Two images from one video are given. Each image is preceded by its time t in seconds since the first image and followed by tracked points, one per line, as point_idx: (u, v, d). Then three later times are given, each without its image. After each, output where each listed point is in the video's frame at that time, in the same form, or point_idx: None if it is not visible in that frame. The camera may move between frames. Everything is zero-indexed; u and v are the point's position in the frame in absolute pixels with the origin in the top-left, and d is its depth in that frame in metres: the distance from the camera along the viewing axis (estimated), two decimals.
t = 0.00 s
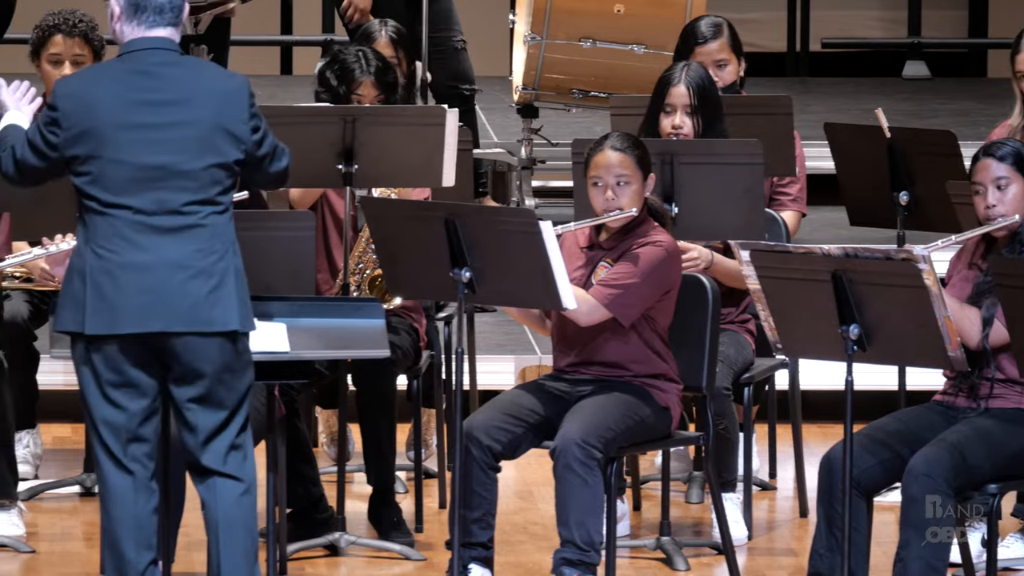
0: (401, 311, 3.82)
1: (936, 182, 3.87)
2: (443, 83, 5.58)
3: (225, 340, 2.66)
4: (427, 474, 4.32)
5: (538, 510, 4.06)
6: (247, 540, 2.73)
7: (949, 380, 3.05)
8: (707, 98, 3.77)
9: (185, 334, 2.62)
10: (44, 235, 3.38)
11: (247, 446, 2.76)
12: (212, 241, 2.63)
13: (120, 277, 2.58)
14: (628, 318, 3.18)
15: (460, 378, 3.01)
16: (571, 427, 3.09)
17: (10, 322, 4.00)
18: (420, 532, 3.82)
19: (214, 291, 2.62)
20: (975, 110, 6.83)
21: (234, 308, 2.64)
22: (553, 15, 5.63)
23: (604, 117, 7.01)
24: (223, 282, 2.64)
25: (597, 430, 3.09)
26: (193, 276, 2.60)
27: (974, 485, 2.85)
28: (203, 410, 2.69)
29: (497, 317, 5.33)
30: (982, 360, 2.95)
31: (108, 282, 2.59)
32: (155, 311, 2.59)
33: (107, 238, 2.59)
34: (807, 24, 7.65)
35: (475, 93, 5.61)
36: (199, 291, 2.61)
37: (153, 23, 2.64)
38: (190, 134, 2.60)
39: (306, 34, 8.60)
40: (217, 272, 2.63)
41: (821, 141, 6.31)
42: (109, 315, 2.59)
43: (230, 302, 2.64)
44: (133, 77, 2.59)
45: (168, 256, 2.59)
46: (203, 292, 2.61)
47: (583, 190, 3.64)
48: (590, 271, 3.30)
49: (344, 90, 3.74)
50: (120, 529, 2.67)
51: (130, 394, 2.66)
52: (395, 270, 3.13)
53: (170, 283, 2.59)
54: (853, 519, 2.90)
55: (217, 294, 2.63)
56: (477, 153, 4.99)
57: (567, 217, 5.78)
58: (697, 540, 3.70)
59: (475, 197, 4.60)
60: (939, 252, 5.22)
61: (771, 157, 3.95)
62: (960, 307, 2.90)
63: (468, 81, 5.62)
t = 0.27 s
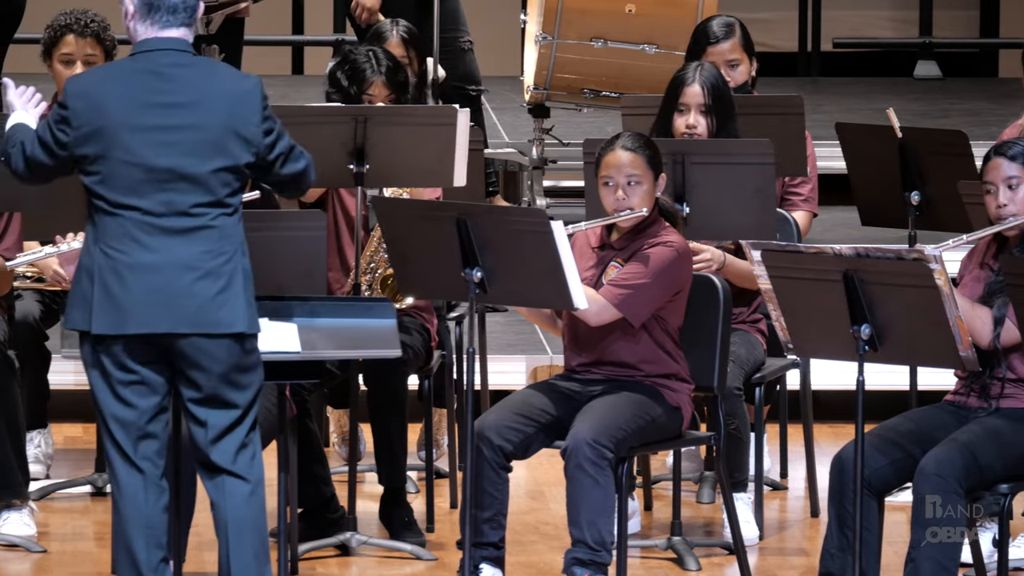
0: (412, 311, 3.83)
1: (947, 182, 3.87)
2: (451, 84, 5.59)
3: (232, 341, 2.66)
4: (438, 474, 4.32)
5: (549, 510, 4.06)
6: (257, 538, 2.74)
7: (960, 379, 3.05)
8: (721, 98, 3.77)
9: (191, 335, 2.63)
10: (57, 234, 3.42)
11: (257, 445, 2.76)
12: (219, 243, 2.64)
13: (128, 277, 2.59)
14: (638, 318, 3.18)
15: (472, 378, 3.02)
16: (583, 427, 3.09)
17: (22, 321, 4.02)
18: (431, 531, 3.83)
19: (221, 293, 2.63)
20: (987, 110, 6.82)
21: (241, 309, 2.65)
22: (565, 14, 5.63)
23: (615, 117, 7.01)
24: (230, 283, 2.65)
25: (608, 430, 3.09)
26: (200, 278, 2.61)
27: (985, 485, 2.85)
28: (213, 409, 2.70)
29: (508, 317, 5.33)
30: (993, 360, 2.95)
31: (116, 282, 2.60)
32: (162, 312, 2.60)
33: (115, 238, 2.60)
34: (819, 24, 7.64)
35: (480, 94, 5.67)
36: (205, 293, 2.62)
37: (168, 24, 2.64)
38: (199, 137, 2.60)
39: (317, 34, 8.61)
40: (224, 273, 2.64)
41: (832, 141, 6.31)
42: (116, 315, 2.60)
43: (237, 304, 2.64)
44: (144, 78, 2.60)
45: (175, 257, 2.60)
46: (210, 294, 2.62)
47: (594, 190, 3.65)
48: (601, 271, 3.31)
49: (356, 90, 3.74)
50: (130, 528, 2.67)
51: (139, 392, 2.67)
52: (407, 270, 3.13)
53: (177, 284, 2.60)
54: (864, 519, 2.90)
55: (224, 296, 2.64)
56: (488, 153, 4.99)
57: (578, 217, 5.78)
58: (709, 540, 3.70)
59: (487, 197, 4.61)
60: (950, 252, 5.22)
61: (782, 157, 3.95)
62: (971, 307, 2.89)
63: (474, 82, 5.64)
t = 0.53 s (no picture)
0: (420, 311, 3.83)
1: (956, 181, 3.87)
2: (456, 85, 5.59)
3: (236, 343, 2.66)
4: (445, 474, 4.33)
5: (556, 510, 4.06)
6: (264, 538, 2.75)
7: (968, 380, 3.04)
8: (733, 98, 3.78)
9: (193, 336, 2.63)
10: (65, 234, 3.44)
11: (264, 445, 2.76)
12: (224, 245, 2.64)
13: (131, 277, 2.60)
14: (646, 318, 3.19)
15: (479, 378, 3.02)
16: (590, 427, 3.09)
17: (29, 321, 4.02)
18: (439, 531, 3.83)
19: (224, 295, 2.63)
20: (995, 110, 6.81)
21: (244, 311, 2.65)
22: (573, 14, 5.64)
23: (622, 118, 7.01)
24: (233, 285, 2.65)
25: (616, 430, 3.09)
26: (203, 280, 2.61)
27: (993, 484, 2.85)
28: (219, 409, 2.70)
29: (515, 317, 5.34)
30: (1001, 360, 2.95)
31: (120, 282, 2.61)
32: (164, 313, 2.61)
33: (120, 238, 2.61)
34: (826, 24, 7.64)
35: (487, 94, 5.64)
36: (208, 294, 2.62)
37: (171, 15, 2.63)
38: (204, 139, 2.60)
39: (324, 34, 8.62)
40: (227, 275, 2.64)
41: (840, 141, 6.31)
42: (119, 314, 2.61)
43: (240, 305, 2.64)
44: (151, 80, 2.60)
45: (178, 259, 2.61)
46: (212, 295, 2.62)
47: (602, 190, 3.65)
48: (608, 270, 3.31)
49: (361, 90, 3.75)
50: (137, 528, 2.68)
51: (145, 392, 2.67)
52: (414, 270, 3.14)
53: (180, 286, 2.61)
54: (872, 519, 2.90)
55: (227, 297, 2.64)
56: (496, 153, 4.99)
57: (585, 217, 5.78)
58: (716, 540, 3.70)
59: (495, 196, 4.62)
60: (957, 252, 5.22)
61: (789, 156, 3.94)
62: (979, 307, 2.88)
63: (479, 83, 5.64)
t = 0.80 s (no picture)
0: (426, 311, 3.84)
1: (963, 182, 3.87)
2: (463, 84, 5.60)
3: (240, 343, 2.67)
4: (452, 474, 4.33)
5: (564, 510, 4.06)
6: (271, 538, 2.75)
7: (975, 380, 3.05)
8: (740, 98, 3.78)
9: (197, 335, 2.63)
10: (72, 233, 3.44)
11: (271, 446, 2.77)
12: (228, 244, 2.64)
13: (135, 276, 2.61)
14: (653, 318, 3.19)
15: (486, 378, 3.02)
16: (597, 427, 3.09)
17: (37, 321, 4.03)
18: (446, 531, 3.84)
19: (228, 294, 2.63)
20: (1002, 110, 6.81)
21: (247, 311, 2.65)
22: (580, 14, 5.64)
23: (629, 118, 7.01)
24: (237, 285, 2.65)
25: (622, 430, 3.09)
26: (206, 279, 2.62)
27: (1000, 484, 2.85)
28: (226, 409, 2.71)
29: (522, 317, 5.34)
30: (1008, 361, 2.93)
31: (124, 280, 2.62)
32: (165, 313, 2.61)
33: (125, 236, 2.62)
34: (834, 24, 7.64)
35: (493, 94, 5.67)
36: (211, 294, 2.62)
37: (178, 14, 2.64)
38: (209, 139, 2.60)
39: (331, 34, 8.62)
40: (231, 275, 2.64)
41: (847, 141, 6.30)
42: (122, 313, 2.61)
43: (243, 305, 2.64)
44: (157, 79, 2.60)
45: (182, 258, 2.61)
46: (215, 295, 2.62)
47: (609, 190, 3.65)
48: (615, 270, 3.31)
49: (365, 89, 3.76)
50: (144, 527, 2.68)
51: (151, 391, 2.68)
52: (421, 270, 3.14)
53: (183, 285, 2.61)
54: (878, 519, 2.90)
55: (231, 297, 2.64)
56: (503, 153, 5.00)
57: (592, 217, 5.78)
58: (723, 540, 3.70)
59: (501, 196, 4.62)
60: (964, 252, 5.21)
61: (796, 156, 3.94)
62: (987, 307, 2.88)
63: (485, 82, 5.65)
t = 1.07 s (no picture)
0: (434, 311, 3.84)
1: (970, 181, 3.87)
2: (473, 83, 5.60)
3: (247, 347, 2.67)
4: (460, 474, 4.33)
5: (571, 509, 4.07)
6: (280, 538, 2.76)
7: (983, 379, 3.04)
8: (746, 97, 3.77)
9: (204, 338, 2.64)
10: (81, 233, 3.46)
11: (280, 446, 2.77)
12: (235, 249, 2.64)
13: (142, 279, 2.61)
14: (662, 318, 3.19)
15: (494, 378, 3.02)
16: (605, 427, 3.09)
17: (45, 321, 4.04)
18: (453, 531, 3.84)
19: (234, 299, 2.63)
20: (1010, 110, 6.80)
21: (254, 316, 2.65)
22: (587, 14, 5.64)
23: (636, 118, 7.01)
24: (244, 290, 2.65)
25: (631, 430, 3.09)
26: (213, 284, 2.62)
27: (1008, 484, 2.85)
28: (234, 409, 2.71)
29: (530, 318, 5.35)
30: (1016, 360, 2.95)
31: (131, 284, 2.62)
32: (172, 317, 2.61)
33: (133, 239, 2.63)
34: (841, 24, 7.63)
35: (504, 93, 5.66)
36: (218, 299, 2.62)
37: (189, 15, 2.64)
38: (218, 142, 2.60)
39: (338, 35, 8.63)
40: (238, 280, 2.64)
41: (854, 140, 6.30)
42: (129, 316, 2.62)
43: (250, 310, 2.64)
44: (167, 81, 2.61)
45: (188, 262, 2.61)
46: (222, 300, 2.62)
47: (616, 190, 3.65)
48: (624, 270, 3.31)
49: (375, 82, 3.76)
50: (152, 527, 2.69)
51: (159, 391, 2.68)
52: (429, 269, 3.14)
53: (189, 289, 2.61)
54: (886, 519, 2.90)
55: (237, 301, 2.64)
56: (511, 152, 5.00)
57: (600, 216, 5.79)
58: (731, 540, 3.70)
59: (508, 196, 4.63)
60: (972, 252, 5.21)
61: (804, 156, 3.94)
62: (995, 306, 2.88)
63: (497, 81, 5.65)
